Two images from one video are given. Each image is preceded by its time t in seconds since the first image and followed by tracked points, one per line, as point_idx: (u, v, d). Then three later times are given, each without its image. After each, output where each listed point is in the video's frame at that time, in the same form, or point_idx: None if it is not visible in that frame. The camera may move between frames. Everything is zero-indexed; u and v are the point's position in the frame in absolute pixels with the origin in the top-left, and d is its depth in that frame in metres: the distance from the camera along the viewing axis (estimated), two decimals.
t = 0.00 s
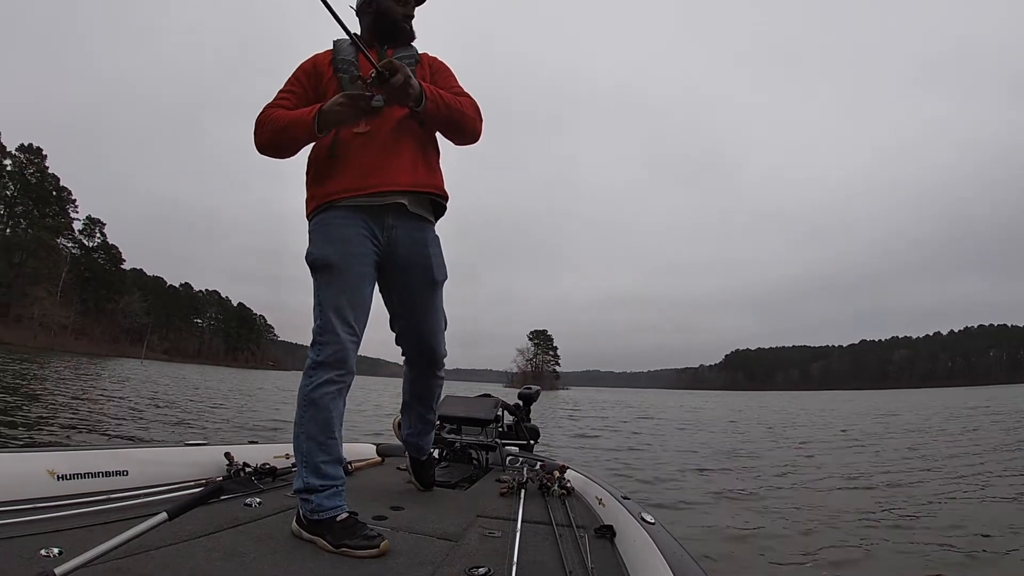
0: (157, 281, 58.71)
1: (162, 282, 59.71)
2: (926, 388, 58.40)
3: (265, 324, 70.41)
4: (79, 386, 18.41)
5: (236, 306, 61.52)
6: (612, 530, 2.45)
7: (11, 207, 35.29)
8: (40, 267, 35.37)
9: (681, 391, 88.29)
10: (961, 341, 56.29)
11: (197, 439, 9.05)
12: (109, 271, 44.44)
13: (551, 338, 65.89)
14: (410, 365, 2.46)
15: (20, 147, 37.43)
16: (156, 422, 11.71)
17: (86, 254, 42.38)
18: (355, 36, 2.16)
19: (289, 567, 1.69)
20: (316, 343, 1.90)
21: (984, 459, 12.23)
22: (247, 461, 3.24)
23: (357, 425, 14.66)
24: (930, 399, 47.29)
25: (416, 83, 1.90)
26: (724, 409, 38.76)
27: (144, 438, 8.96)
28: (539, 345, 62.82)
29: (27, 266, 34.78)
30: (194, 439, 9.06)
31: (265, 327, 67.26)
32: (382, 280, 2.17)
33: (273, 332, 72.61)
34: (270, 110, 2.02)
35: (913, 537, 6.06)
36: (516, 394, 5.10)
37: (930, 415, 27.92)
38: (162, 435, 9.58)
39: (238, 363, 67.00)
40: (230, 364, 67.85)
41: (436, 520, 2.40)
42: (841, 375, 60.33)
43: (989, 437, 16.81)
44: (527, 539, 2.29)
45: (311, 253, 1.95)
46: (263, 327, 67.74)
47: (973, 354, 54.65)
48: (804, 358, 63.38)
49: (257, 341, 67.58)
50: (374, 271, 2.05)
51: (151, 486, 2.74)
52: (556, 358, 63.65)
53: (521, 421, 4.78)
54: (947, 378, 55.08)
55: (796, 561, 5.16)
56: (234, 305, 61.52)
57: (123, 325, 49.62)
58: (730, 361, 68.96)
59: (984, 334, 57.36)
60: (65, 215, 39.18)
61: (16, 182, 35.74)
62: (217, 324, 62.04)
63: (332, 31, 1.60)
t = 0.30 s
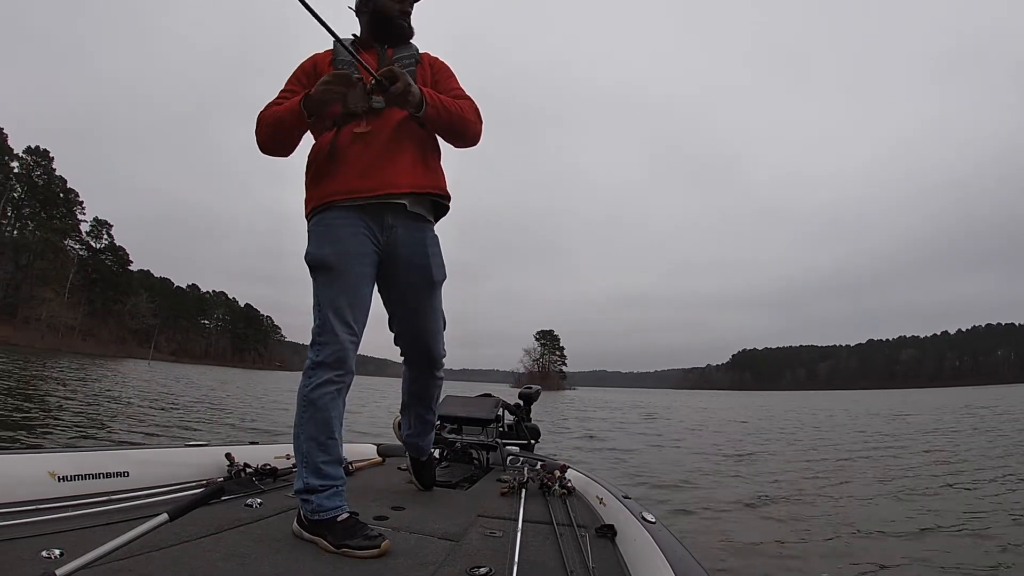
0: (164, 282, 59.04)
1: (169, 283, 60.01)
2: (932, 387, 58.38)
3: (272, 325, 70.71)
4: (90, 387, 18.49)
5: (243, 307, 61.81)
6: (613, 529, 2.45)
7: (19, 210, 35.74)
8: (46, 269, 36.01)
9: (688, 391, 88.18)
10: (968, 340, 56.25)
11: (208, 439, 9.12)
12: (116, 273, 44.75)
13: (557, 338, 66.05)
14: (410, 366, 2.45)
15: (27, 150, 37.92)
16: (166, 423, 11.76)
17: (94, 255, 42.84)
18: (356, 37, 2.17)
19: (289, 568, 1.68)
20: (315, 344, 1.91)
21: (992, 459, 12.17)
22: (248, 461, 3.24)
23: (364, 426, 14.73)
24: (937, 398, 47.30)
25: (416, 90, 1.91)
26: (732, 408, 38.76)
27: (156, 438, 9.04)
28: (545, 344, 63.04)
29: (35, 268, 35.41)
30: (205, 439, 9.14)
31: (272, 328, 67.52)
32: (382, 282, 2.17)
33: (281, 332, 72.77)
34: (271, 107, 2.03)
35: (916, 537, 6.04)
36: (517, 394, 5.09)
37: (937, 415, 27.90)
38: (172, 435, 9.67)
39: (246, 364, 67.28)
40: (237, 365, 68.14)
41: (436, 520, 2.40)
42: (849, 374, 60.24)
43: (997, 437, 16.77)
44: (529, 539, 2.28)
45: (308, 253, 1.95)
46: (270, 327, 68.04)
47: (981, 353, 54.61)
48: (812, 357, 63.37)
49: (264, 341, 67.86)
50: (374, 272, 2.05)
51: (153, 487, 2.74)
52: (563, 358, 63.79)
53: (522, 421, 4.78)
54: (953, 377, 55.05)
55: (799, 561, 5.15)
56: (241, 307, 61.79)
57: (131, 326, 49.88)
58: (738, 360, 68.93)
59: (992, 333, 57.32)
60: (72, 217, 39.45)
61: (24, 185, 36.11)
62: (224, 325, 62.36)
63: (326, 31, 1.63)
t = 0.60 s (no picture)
0: (172, 283, 59.30)
1: (177, 284, 60.27)
2: (940, 387, 58.27)
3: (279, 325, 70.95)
4: (97, 387, 18.51)
5: (251, 308, 62.04)
6: (614, 529, 2.44)
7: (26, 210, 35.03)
8: (55, 270, 36.63)
9: (694, 391, 88.06)
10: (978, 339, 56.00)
11: (219, 438, 9.19)
12: (124, 274, 45.01)
13: (564, 338, 66.14)
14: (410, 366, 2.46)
15: (33, 150, 36.92)
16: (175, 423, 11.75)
17: (102, 256, 42.85)
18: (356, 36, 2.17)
19: (289, 568, 1.69)
20: (315, 343, 1.91)
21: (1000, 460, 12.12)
22: (249, 461, 3.24)
23: (371, 426, 14.79)
24: (946, 399, 47.17)
25: (412, 87, 1.90)
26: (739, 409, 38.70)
27: (168, 438, 9.11)
28: (552, 344, 63.13)
29: (43, 269, 36.06)
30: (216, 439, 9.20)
31: (279, 329, 67.71)
32: (382, 283, 2.17)
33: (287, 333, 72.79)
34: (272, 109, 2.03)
35: (919, 537, 6.03)
36: (518, 394, 5.10)
37: (946, 415, 27.74)
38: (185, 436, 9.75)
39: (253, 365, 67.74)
40: (245, 365, 68.51)
41: (437, 520, 2.39)
42: (857, 375, 60.11)
43: (1007, 438, 16.66)
44: (529, 539, 2.28)
45: (309, 252, 1.95)
46: (277, 328, 68.28)
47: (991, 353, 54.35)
48: (819, 358, 63.32)
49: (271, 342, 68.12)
50: (374, 271, 2.05)
51: (153, 487, 2.74)
52: (570, 359, 63.83)
53: (522, 420, 4.78)
54: (961, 377, 54.85)
55: (802, 562, 5.14)
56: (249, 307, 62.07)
57: (138, 326, 50.10)
58: (745, 360, 68.86)
59: (1001, 333, 57.09)
60: (80, 218, 39.63)
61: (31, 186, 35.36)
62: (232, 326, 62.63)
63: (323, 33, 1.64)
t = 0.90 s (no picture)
0: (179, 284, 59.57)
1: (183, 285, 60.50)
2: (947, 387, 58.11)
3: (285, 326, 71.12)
4: (106, 388, 18.63)
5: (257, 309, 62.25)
6: (614, 529, 2.44)
7: (33, 211, 35.12)
8: (61, 271, 36.36)
9: (700, 392, 88.00)
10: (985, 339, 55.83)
11: (227, 439, 9.22)
12: (130, 275, 45.25)
13: (570, 339, 66.24)
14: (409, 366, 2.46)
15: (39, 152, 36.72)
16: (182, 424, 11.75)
17: (108, 257, 43.45)
18: (355, 36, 2.18)
19: (289, 568, 1.69)
20: (313, 344, 1.91)
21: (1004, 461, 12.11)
22: (248, 461, 3.24)
23: (378, 427, 14.84)
24: (954, 399, 47.02)
25: (408, 90, 1.91)
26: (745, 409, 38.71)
27: (177, 438, 9.16)
28: (558, 345, 63.18)
29: (50, 270, 35.95)
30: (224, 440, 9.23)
31: (285, 329, 67.89)
32: (381, 282, 2.16)
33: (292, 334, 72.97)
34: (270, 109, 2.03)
35: (920, 537, 6.04)
36: (518, 395, 5.10)
37: (954, 416, 27.62)
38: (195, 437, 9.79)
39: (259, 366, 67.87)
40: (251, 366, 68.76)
41: (437, 520, 2.39)
42: (863, 375, 60.06)
43: (1015, 438, 16.56)
44: (529, 539, 2.28)
45: (307, 251, 1.95)
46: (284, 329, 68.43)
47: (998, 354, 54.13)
48: (825, 358, 63.31)
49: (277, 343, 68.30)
50: (373, 271, 2.05)
51: (152, 486, 2.74)
52: (577, 359, 63.88)
53: (522, 420, 4.77)
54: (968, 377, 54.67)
55: (805, 563, 5.12)
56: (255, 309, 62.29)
57: (144, 327, 50.33)
58: (751, 361, 68.85)
59: (1009, 333, 56.86)
60: (87, 220, 39.82)
61: (37, 187, 35.34)
62: (239, 326, 62.88)
63: (315, 40, 1.64)
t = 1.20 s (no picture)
0: (185, 285, 59.65)
1: (189, 286, 60.59)
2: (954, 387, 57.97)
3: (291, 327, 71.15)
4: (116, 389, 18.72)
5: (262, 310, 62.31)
6: (614, 529, 2.44)
7: (39, 214, 34.75)
8: (67, 273, 37.02)
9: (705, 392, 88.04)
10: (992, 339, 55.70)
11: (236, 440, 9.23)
12: (136, 276, 45.27)
13: (576, 339, 66.24)
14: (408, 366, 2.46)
15: (45, 155, 36.70)
16: (192, 425, 11.78)
17: (114, 259, 43.42)
18: (356, 36, 2.18)
19: (289, 568, 1.68)
20: (313, 344, 1.91)
21: (1010, 461, 12.07)
22: (248, 461, 3.24)
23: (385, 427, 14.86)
24: (962, 399, 46.92)
25: (413, 93, 1.92)
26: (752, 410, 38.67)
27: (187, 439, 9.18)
28: (564, 346, 63.19)
29: (57, 272, 36.37)
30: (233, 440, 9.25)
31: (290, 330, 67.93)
32: (379, 282, 2.16)
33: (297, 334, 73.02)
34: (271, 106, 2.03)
35: (922, 537, 6.04)
36: (518, 394, 5.09)
37: (962, 416, 27.53)
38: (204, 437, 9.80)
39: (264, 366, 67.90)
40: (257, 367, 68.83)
41: (436, 519, 2.39)
42: (870, 375, 59.99)
43: None
44: (529, 539, 2.28)
45: (306, 251, 1.95)
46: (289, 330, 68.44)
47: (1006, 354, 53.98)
48: (832, 358, 63.22)
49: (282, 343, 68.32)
50: (372, 271, 2.05)
51: (152, 486, 2.74)
52: (583, 359, 63.87)
53: (522, 421, 4.77)
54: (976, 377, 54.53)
55: (808, 564, 5.11)
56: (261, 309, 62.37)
57: (150, 328, 50.40)
58: (758, 361, 68.79)
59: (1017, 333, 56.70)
60: (93, 222, 39.80)
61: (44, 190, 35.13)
62: (244, 327, 62.92)
63: (320, 38, 1.64)
